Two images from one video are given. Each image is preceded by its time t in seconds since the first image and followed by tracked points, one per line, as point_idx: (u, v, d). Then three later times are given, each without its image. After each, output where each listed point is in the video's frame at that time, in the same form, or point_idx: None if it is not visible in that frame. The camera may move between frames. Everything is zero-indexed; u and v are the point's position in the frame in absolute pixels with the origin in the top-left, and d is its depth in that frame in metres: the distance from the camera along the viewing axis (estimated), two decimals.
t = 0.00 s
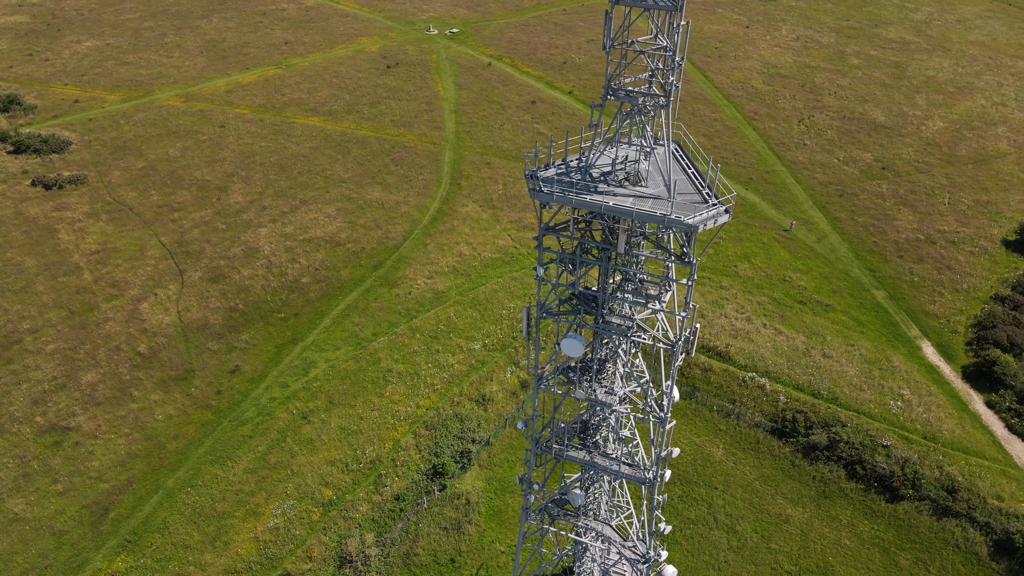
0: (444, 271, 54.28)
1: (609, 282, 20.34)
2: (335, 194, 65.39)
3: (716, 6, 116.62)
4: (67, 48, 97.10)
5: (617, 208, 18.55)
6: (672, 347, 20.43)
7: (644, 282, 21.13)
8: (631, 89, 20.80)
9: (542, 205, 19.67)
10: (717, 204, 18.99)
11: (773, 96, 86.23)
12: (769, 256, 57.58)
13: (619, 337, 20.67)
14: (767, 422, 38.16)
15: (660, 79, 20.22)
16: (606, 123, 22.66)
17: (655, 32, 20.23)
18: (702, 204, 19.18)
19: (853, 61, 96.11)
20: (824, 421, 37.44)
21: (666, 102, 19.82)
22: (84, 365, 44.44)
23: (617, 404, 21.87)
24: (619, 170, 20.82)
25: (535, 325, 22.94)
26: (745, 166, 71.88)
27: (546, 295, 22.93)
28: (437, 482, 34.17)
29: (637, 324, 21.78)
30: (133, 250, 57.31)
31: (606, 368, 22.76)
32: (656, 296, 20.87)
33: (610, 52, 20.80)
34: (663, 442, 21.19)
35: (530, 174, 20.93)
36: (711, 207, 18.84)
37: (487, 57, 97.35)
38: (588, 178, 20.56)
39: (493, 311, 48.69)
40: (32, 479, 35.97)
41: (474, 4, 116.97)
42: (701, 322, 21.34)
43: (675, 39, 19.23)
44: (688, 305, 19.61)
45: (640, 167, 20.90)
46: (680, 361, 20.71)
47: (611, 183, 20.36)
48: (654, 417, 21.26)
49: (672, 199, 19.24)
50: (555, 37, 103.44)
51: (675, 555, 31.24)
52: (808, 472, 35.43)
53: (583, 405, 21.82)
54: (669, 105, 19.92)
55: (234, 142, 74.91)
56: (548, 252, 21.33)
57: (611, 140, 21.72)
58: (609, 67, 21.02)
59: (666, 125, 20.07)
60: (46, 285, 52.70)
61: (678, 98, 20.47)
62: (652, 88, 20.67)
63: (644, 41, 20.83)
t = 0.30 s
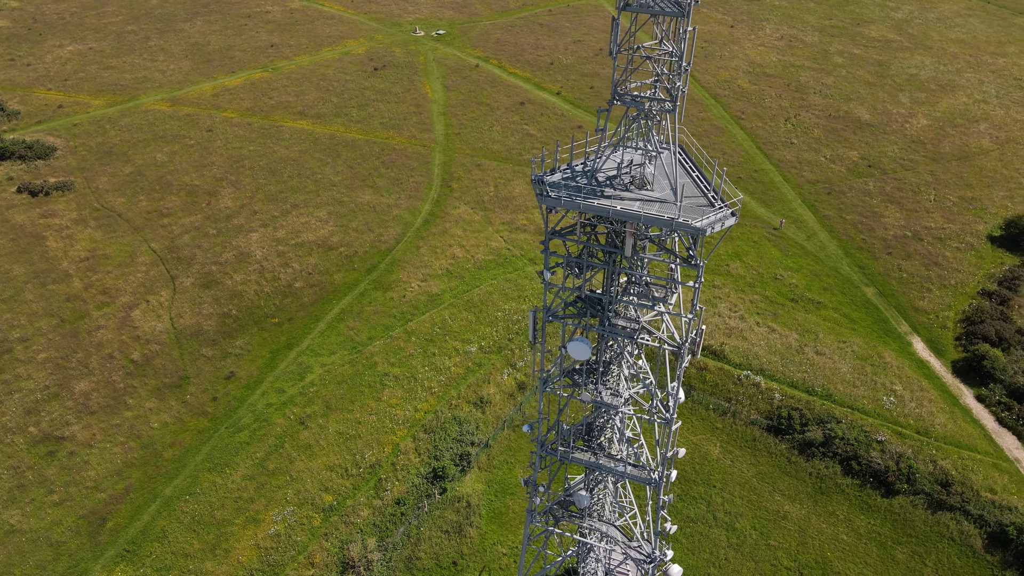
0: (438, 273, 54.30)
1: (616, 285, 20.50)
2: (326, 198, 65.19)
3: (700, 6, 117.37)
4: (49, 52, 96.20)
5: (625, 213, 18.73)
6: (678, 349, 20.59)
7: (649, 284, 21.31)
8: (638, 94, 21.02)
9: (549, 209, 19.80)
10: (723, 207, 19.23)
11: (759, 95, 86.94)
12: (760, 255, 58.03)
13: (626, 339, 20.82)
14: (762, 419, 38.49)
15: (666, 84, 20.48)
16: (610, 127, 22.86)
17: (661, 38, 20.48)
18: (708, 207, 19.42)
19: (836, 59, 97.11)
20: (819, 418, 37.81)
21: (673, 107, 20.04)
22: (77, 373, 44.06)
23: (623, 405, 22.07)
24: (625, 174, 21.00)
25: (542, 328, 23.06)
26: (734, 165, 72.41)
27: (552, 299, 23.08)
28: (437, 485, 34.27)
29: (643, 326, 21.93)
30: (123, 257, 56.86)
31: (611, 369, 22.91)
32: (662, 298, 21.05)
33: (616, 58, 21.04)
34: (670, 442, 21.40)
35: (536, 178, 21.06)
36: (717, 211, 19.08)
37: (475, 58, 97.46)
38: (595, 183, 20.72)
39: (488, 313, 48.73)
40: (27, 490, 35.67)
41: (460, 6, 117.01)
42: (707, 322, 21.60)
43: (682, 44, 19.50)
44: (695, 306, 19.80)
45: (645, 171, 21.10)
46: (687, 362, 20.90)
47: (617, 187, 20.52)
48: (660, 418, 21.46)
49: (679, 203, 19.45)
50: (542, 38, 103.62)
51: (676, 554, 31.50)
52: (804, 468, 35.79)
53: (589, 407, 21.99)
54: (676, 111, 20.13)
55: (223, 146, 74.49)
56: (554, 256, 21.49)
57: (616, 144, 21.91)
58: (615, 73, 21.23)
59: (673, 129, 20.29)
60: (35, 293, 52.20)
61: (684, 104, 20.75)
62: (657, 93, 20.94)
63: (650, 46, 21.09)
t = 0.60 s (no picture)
0: (432, 276, 54.30)
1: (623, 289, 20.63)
2: (317, 202, 65.01)
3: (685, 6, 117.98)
4: (31, 57, 95.29)
5: (633, 217, 18.87)
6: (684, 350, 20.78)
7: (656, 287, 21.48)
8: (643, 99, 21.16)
9: (557, 214, 19.90)
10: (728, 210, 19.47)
11: (746, 94, 87.62)
12: (751, 254, 58.50)
13: (633, 342, 21.00)
14: (758, 417, 38.81)
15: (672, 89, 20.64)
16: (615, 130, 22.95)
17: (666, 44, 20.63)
18: (714, 211, 19.65)
19: (821, 58, 98.10)
20: (814, 415, 38.20)
21: (679, 113, 20.23)
22: (70, 382, 43.69)
23: (628, 407, 22.23)
24: (630, 178, 21.14)
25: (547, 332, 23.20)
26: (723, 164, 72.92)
27: (557, 302, 23.23)
28: (437, 489, 34.36)
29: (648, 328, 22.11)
30: (113, 264, 56.43)
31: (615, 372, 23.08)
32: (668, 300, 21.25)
33: (622, 63, 21.15)
34: (675, 443, 21.57)
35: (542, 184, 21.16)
36: (723, 214, 19.31)
37: (462, 60, 97.54)
38: (601, 187, 20.86)
39: (483, 315, 48.80)
40: (22, 501, 35.39)
41: (445, 7, 117.01)
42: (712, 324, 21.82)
43: (689, 50, 19.74)
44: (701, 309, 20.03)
45: (651, 175, 21.25)
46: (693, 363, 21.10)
47: (623, 191, 20.68)
48: (665, 419, 21.67)
49: (685, 207, 19.66)
50: (528, 39, 103.84)
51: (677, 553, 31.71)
52: (801, 465, 36.13)
53: (595, 410, 22.11)
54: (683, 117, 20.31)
55: (211, 150, 74.09)
56: (560, 260, 21.63)
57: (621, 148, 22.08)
58: (621, 78, 21.36)
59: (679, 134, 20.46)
60: (24, 302, 51.70)
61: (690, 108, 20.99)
62: (663, 98, 21.17)
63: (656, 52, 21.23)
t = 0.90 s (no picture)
0: (425, 279, 54.31)
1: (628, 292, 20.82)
2: (308, 206, 64.82)
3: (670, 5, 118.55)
4: (12, 62, 94.30)
5: (641, 221, 19.07)
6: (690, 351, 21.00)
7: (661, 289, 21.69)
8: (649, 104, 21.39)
9: (565, 219, 20.07)
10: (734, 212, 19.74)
11: (732, 93, 88.27)
12: (743, 252, 58.95)
13: (639, 344, 21.21)
14: (754, 415, 39.17)
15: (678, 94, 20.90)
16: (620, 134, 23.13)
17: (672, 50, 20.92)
18: (720, 214, 19.90)
19: (805, 57, 99.04)
20: (809, 412, 38.62)
21: (685, 117, 20.49)
22: (63, 391, 43.33)
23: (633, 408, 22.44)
24: (636, 182, 21.35)
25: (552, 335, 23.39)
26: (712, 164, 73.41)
27: (562, 305, 23.41)
28: (438, 492, 34.46)
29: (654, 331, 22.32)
30: (103, 271, 55.99)
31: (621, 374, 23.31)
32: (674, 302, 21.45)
33: (628, 68, 21.38)
34: (681, 443, 21.79)
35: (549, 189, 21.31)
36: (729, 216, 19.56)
37: (449, 62, 97.62)
38: (607, 191, 21.05)
39: (478, 318, 48.85)
40: (18, 513, 35.14)
41: (431, 9, 116.98)
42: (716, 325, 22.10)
43: (695, 54, 19.99)
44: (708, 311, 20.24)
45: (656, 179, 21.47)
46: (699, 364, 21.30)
47: (629, 195, 20.88)
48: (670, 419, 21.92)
49: (691, 209, 19.89)
50: (515, 40, 104.06)
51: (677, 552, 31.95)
52: (797, 462, 36.50)
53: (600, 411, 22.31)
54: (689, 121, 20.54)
55: (199, 155, 73.68)
56: (566, 263, 21.80)
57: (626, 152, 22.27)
58: (627, 83, 21.59)
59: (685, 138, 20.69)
60: (13, 311, 51.19)
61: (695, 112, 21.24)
62: (668, 102, 21.42)
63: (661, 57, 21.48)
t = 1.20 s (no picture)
0: (419, 282, 54.31)
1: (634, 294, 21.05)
2: (299, 210, 64.63)
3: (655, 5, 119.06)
4: None
5: (648, 224, 19.27)
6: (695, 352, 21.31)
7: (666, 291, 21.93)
8: (654, 108, 21.61)
9: (572, 224, 20.29)
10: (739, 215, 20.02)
11: (719, 93, 88.87)
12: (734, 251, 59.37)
13: (644, 345, 21.48)
14: (749, 412, 39.52)
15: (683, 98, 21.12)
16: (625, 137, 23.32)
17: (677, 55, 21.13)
18: (725, 215, 20.16)
19: (789, 56, 99.94)
20: (803, 409, 38.99)
21: (691, 121, 20.72)
22: (56, 400, 42.97)
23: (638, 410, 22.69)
24: (641, 186, 21.57)
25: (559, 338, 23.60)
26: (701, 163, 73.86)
27: (567, 308, 23.66)
28: (438, 495, 34.58)
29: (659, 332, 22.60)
30: (93, 278, 55.52)
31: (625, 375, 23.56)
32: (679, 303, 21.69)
33: (635, 73, 21.58)
34: (686, 444, 21.98)
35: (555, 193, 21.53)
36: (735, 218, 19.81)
37: (437, 64, 97.63)
38: (613, 195, 21.29)
39: (474, 320, 48.90)
40: (14, 525, 34.91)
41: (417, 10, 116.92)
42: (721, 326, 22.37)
43: (701, 60, 20.33)
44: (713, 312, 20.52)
45: (661, 182, 21.72)
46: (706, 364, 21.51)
47: (635, 198, 21.11)
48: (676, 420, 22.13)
49: (697, 212, 20.14)
50: (502, 41, 104.19)
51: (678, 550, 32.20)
52: (793, 459, 36.88)
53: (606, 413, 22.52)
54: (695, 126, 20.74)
55: (187, 159, 73.24)
56: (572, 267, 22.04)
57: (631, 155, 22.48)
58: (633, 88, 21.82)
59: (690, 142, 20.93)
60: (2, 320, 50.66)
61: (700, 116, 21.57)
62: (673, 107, 21.69)
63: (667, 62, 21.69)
